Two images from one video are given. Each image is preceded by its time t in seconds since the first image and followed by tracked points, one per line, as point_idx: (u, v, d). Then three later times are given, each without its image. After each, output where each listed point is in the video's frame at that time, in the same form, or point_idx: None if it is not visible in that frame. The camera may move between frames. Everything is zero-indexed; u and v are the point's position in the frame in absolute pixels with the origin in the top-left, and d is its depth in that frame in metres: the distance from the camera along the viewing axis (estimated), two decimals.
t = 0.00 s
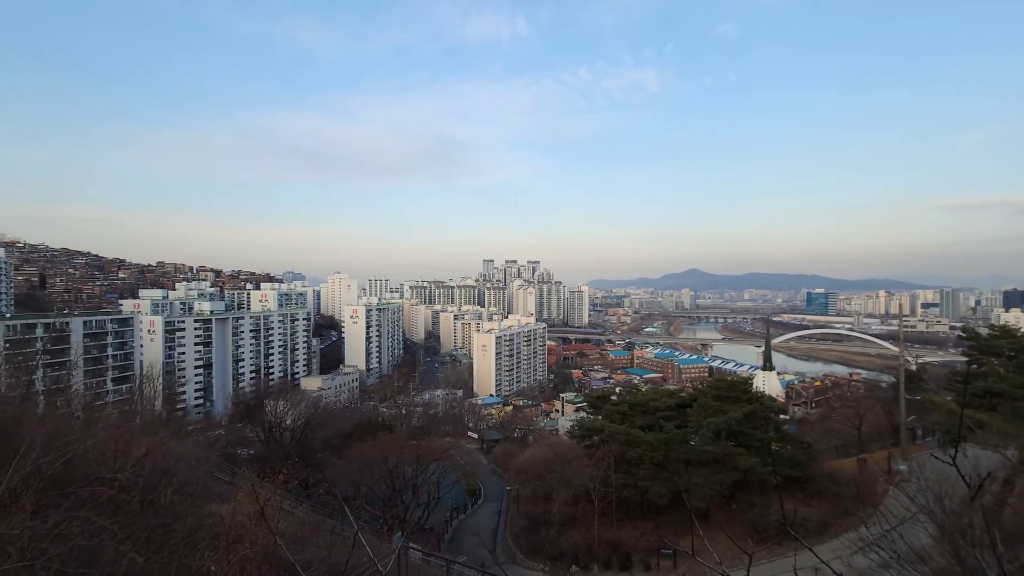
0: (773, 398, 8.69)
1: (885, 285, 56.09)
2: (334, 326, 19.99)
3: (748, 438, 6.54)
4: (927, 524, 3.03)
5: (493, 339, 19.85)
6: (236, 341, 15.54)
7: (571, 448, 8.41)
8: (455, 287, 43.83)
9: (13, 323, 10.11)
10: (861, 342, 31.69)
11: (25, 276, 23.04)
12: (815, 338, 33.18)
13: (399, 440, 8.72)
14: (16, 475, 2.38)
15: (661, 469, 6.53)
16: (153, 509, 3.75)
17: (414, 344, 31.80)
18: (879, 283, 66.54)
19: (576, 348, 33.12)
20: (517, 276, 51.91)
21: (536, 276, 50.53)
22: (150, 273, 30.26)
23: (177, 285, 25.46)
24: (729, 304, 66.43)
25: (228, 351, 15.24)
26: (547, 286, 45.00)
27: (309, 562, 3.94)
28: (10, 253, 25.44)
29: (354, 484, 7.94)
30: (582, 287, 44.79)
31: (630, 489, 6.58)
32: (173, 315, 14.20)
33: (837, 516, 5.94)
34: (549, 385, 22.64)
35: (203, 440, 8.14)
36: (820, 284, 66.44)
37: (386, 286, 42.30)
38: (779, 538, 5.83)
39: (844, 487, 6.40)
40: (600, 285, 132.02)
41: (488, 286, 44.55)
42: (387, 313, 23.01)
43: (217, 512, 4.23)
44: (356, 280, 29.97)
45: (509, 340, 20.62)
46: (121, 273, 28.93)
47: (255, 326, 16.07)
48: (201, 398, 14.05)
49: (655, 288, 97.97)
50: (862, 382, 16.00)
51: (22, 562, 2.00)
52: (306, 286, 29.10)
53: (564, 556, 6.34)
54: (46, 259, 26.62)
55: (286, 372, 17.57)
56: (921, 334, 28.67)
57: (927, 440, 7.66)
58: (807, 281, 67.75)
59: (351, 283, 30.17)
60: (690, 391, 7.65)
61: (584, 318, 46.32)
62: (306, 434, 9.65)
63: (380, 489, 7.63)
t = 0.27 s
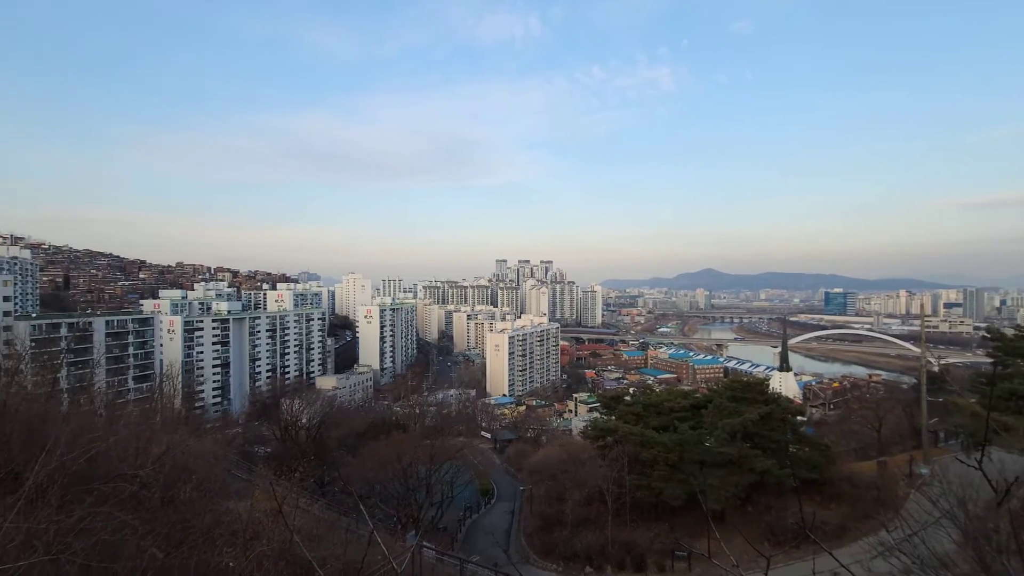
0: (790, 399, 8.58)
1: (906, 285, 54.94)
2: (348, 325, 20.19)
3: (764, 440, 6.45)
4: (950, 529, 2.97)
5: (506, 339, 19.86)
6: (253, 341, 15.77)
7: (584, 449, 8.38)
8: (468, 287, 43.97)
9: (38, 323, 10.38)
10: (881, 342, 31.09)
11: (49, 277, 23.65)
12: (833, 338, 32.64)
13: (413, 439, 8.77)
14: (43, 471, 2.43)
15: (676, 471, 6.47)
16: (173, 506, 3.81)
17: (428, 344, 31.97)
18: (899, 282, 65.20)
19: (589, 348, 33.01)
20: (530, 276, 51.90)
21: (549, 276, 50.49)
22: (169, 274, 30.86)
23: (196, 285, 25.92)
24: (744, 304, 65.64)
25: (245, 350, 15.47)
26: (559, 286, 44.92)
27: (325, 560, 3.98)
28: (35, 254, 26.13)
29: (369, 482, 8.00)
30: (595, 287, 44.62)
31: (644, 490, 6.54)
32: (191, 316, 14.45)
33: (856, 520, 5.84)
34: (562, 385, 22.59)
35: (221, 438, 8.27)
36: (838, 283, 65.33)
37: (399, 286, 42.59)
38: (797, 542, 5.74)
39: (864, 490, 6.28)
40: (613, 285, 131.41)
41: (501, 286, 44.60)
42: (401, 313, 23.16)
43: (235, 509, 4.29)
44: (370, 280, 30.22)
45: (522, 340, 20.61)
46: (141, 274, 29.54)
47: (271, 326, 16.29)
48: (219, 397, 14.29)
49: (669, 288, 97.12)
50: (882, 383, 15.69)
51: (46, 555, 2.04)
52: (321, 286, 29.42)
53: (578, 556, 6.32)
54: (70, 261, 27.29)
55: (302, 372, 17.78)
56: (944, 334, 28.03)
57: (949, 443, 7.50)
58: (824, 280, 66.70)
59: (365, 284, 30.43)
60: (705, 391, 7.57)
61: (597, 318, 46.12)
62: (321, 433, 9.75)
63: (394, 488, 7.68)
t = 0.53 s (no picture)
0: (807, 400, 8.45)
1: (926, 284, 53.86)
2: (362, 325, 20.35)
3: (780, 441, 6.37)
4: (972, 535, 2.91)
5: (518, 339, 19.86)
6: (268, 340, 15.96)
7: (596, 449, 8.35)
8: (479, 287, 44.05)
9: (61, 322, 10.63)
10: (900, 343, 30.52)
11: (71, 278, 24.19)
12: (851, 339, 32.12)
13: (426, 438, 8.81)
14: (64, 467, 2.48)
15: (689, 472, 6.42)
16: (190, 502, 3.86)
17: (440, 343, 32.09)
18: (919, 282, 63.90)
19: (601, 348, 32.87)
20: (541, 276, 51.84)
21: (561, 276, 50.38)
22: (186, 275, 31.37)
23: (212, 286, 26.33)
24: (759, 304, 64.87)
25: (260, 350, 15.66)
26: (571, 286, 44.79)
27: (340, 558, 4.01)
28: (58, 256, 26.75)
29: (382, 482, 8.05)
30: (607, 287, 44.42)
31: (658, 491, 6.49)
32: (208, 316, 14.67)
33: (874, 524, 5.74)
34: (574, 385, 22.53)
35: (237, 436, 8.39)
36: (855, 283, 64.25)
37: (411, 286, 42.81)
38: (814, 545, 5.66)
39: (883, 493, 6.18)
40: (625, 285, 130.72)
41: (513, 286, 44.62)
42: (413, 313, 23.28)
43: (251, 506, 4.35)
44: (383, 280, 30.44)
45: (534, 341, 20.60)
46: (159, 275, 30.08)
47: (286, 325, 16.48)
48: (235, 396, 14.49)
49: (682, 288, 96.32)
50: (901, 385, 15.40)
51: (68, 551, 2.08)
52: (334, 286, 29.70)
53: (590, 557, 6.30)
54: (91, 262, 27.88)
55: (316, 371, 17.96)
56: (965, 335, 27.43)
57: (971, 446, 7.34)
58: (841, 279, 65.64)
59: (378, 284, 30.65)
60: (719, 392, 7.50)
61: (609, 318, 45.90)
62: (334, 432, 9.83)
63: (407, 487, 7.72)
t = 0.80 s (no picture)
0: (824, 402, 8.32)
1: (947, 284, 52.67)
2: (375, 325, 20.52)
3: (796, 443, 6.28)
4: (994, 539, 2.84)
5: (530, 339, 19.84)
6: (284, 340, 16.15)
7: (609, 449, 8.32)
8: (492, 287, 44.13)
9: (83, 322, 10.87)
10: (921, 344, 29.89)
11: (93, 279, 24.75)
12: (869, 340, 31.57)
13: (439, 438, 8.84)
14: (87, 464, 2.54)
15: (704, 473, 6.36)
16: (208, 499, 3.93)
17: (452, 343, 32.20)
18: (941, 282, 62.54)
19: (614, 349, 32.71)
20: (554, 276, 51.76)
21: (573, 276, 50.26)
22: (204, 275, 31.90)
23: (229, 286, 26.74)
24: (775, 304, 64.04)
25: (276, 350, 15.86)
26: (584, 286, 44.65)
27: (354, 556, 4.05)
28: (80, 257, 27.38)
29: (395, 480, 8.09)
30: (620, 287, 44.21)
31: (671, 493, 6.43)
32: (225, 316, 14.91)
33: (894, 528, 5.64)
34: (587, 385, 22.45)
35: (253, 434, 8.51)
36: (874, 282, 63.07)
37: (424, 286, 43.06)
38: (832, 549, 5.57)
39: (904, 497, 6.06)
40: (638, 285, 129.96)
41: (526, 286, 44.62)
42: (426, 313, 23.40)
43: (267, 504, 4.40)
44: (396, 281, 30.65)
45: (546, 341, 20.56)
46: (178, 275, 30.64)
47: (300, 325, 16.65)
48: (251, 394, 14.70)
49: (696, 288, 95.47)
50: (921, 386, 15.09)
51: (91, 546, 2.13)
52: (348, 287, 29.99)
53: (603, 558, 6.28)
54: (111, 263, 28.49)
55: (330, 370, 18.13)
56: (989, 336, 26.78)
57: (995, 450, 7.16)
58: (860, 279, 64.45)
59: (391, 284, 30.87)
60: (734, 393, 7.41)
61: (622, 319, 45.66)
62: (348, 431, 9.92)
63: (420, 486, 7.76)
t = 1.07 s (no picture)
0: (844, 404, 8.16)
1: (975, 283, 51.19)
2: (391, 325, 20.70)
3: (816, 446, 6.17)
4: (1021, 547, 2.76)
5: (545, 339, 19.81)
6: (301, 340, 16.38)
7: (624, 450, 8.27)
8: (507, 288, 44.20)
9: (108, 322, 11.16)
10: (947, 345, 29.11)
11: (118, 279, 25.41)
12: (893, 341, 30.86)
13: (454, 438, 8.87)
14: (113, 460, 2.61)
15: (721, 476, 6.28)
16: (228, 496, 4.00)
17: (467, 343, 32.33)
18: (968, 281, 60.83)
19: (630, 349, 32.50)
20: (569, 276, 51.63)
21: (588, 276, 50.09)
22: (224, 276, 32.53)
23: (249, 286, 27.22)
24: (794, 304, 62.97)
25: (294, 349, 16.08)
26: (599, 286, 44.46)
27: (371, 554, 4.09)
28: (106, 259, 28.13)
29: (410, 479, 8.14)
30: (636, 287, 43.92)
31: (688, 495, 6.37)
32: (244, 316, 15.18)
33: (919, 533, 5.50)
34: (602, 386, 22.34)
35: (272, 433, 8.65)
36: (898, 282, 61.63)
37: (440, 287, 43.30)
38: (854, 554, 5.46)
39: (928, 502, 5.92)
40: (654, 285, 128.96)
41: (541, 287, 44.60)
42: (441, 313, 23.51)
43: (286, 501, 4.47)
44: (411, 281, 30.87)
45: (561, 341, 20.51)
46: (199, 276, 31.29)
47: (317, 325, 16.86)
48: (269, 393, 14.94)
49: (713, 288, 94.40)
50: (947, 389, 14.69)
51: (118, 540, 2.19)
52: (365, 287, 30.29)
53: (618, 559, 6.25)
54: (136, 264, 29.21)
55: (346, 370, 18.34)
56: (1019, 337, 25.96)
57: None
58: (883, 279, 63.02)
59: (406, 284, 31.10)
60: (752, 395, 7.31)
61: (638, 319, 45.36)
62: (365, 430, 10.02)
63: (435, 486, 7.80)
